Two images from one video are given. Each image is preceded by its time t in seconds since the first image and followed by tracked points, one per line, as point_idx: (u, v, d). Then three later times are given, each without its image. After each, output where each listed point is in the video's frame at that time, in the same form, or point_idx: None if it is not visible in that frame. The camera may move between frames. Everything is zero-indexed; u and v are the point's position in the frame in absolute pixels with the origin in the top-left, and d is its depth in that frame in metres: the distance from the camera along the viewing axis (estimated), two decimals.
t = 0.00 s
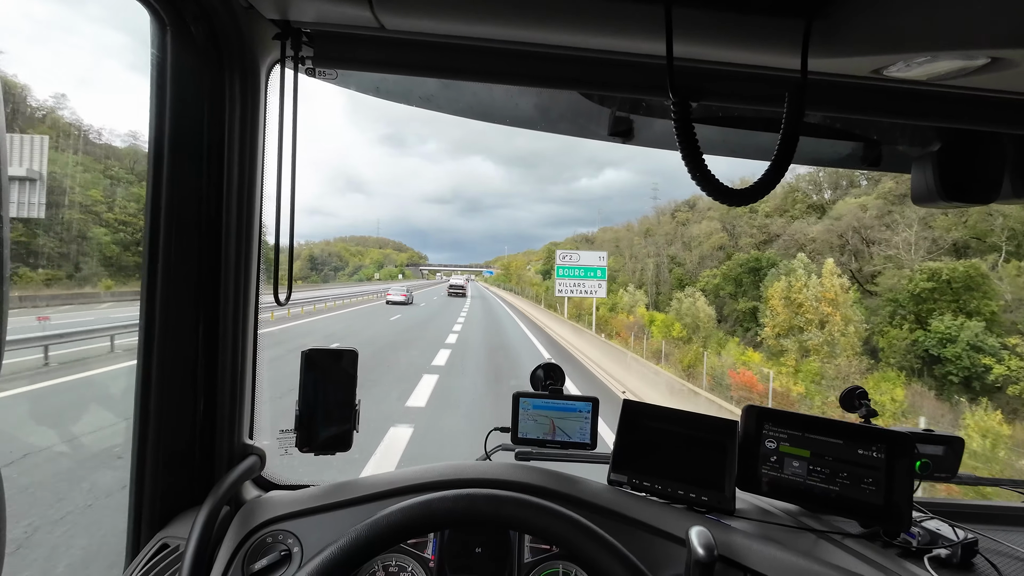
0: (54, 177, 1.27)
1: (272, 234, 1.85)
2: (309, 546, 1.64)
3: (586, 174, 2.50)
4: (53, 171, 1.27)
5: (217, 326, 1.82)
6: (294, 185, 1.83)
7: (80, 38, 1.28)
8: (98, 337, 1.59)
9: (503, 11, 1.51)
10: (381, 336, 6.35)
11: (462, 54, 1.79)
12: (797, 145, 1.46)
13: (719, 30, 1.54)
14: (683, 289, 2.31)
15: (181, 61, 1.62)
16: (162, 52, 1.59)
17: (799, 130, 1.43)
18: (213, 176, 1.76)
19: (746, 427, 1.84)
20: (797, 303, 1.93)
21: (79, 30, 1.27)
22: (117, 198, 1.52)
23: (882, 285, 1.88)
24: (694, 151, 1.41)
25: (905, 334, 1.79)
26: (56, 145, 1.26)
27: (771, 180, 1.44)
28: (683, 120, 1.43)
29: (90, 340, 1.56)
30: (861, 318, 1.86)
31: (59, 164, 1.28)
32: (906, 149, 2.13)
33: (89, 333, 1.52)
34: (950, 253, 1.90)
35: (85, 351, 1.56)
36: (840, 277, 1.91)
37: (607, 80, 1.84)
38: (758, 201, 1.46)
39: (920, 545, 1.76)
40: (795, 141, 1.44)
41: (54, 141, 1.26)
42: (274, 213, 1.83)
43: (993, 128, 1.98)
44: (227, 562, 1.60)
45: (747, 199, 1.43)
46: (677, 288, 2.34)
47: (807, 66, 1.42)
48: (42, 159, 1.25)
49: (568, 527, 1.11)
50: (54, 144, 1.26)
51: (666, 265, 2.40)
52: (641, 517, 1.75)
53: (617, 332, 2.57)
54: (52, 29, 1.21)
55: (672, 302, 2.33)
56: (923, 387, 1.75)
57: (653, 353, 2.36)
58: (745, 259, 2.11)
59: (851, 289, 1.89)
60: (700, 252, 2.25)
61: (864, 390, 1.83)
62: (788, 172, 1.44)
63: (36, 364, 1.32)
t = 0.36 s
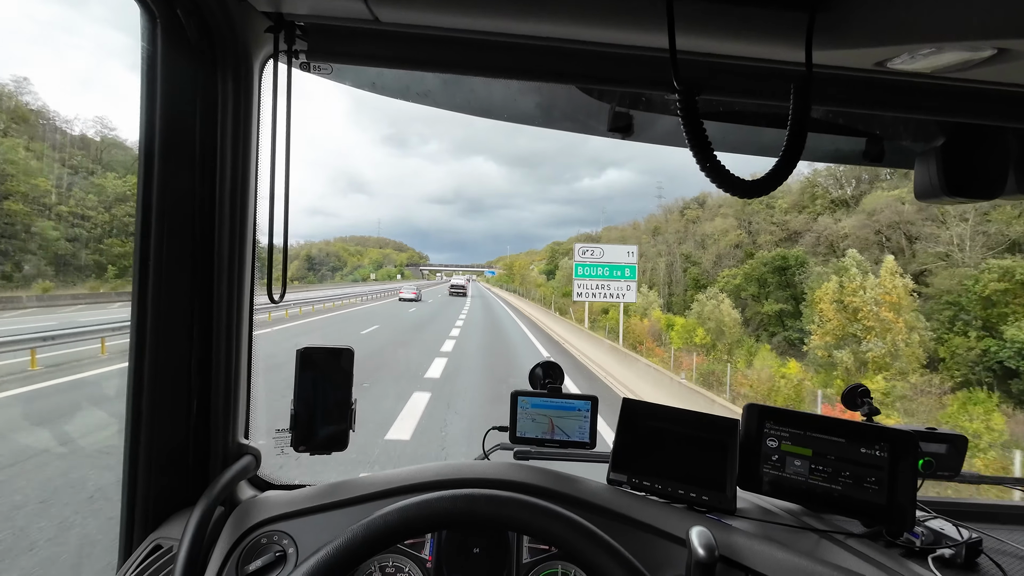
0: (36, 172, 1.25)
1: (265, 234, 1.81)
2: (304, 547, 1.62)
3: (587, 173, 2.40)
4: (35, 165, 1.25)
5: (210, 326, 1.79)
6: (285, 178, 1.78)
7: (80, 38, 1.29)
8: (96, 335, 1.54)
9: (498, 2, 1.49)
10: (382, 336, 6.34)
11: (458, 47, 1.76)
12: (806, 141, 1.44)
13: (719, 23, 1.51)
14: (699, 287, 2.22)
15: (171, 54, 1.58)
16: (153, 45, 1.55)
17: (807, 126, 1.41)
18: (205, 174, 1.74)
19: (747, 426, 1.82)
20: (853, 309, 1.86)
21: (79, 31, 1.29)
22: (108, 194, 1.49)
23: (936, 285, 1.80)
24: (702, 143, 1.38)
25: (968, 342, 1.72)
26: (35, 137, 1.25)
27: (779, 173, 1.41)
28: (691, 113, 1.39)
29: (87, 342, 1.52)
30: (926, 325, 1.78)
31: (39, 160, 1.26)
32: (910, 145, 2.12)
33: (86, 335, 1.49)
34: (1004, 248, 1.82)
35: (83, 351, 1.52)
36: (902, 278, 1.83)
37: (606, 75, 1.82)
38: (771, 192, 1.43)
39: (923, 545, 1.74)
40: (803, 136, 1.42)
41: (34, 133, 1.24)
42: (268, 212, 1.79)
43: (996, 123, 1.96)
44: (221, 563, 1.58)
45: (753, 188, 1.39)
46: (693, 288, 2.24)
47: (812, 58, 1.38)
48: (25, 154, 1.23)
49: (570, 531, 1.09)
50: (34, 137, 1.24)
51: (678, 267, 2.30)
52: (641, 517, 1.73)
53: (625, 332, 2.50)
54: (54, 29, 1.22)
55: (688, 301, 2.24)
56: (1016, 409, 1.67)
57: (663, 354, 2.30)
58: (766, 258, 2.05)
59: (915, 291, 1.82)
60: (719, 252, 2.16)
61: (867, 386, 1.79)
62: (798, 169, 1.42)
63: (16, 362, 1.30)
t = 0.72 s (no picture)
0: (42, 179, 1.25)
1: (266, 237, 1.80)
2: (305, 553, 1.62)
3: (590, 171, 2.43)
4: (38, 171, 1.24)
5: (210, 330, 1.79)
6: (286, 180, 1.77)
7: (80, 38, 1.29)
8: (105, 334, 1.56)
9: (498, 6, 1.48)
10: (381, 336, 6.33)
11: (457, 51, 1.75)
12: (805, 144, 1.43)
13: (720, 25, 1.50)
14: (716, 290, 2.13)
15: (169, 57, 1.58)
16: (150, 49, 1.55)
17: (805, 128, 1.39)
18: (203, 177, 1.73)
19: (748, 431, 1.82)
20: (925, 317, 1.73)
21: (79, 30, 1.29)
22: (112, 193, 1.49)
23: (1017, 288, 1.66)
24: (697, 146, 1.36)
25: None
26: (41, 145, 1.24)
27: (778, 178, 1.39)
28: (687, 116, 1.37)
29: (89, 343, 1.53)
30: (1016, 336, 1.65)
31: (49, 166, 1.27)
32: (912, 147, 2.11)
33: (80, 335, 1.47)
34: None
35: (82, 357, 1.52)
36: (988, 279, 1.69)
37: (606, 77, 1.81)
38: (755, 206, 1.42)
39: (926, 550, 1.72)
40: (801, 139, 1.40)
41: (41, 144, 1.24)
42: (268, 212, 1.78)
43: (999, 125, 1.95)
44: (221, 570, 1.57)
45: (753, 197, 1.38)
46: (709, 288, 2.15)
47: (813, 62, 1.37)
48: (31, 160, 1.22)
49: (572, 537, 1.08)
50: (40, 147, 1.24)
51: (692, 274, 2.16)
52: (641, 522, 1.72)
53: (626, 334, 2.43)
54: (56, 29, 1.22)
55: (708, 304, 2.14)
56: None
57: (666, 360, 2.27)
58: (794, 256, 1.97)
59: (1004, 297, 1.66)
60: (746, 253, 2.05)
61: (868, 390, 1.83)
62: (797, 172, 1.40)
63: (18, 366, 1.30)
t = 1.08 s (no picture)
0: (37, 180, 1.25)
1: (264, 233, 1.80)
2: (306, 549, 1.61)
3: (590, 171, 2.37)
4: (35, 169, 1.24)
5: (211, 327, 1.77)
6: (284, 176, 1.77)
7: (82, 39, 1.29)
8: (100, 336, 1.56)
9: None
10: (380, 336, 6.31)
11: (459, 45, 1.75)
12: (805, 142, 1.42)
13: (723, 20, 1.50)
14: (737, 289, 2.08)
15: (170, 52, 1.57)
16: (151, 44, 1.55)
17: (806, 123, 1.40)
18: (205, 173, 1.72)
19: (749, 426, 1.81)
20: None
21: (81, 32, 1.29)
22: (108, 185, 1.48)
23: None
24: (700, 143, 1.36)
25: None
26: (41, 144, 1.24)
27: (776, 174, 1.40)
28: (690, 117, 1.39)
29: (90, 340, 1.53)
30: None
31: (46, 165, 1.26)
32: (913, 142, 2.10)
33: (79, 335, 1.46)
34: None
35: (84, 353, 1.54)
36: None
37: (608, 72, 1.80)
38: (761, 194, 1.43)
39: (928, 545, 1.73)
40: (803, 135, 1.40)
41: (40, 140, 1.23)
42: (268, 211, 1.77)
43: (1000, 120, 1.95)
44: (223, 565, 1.57)
45: (752, 191, 1.40)
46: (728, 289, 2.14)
47: (816, 55, 1.37)
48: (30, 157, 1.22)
49: (570, 528, 1.08)
50: (38, 143, 1.23)
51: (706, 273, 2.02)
52: (643, 518, 1.72)
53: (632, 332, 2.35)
54: (57, 30, 1.22)
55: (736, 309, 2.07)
56: None
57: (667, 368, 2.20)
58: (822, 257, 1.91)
59: None
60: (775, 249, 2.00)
61: (869, 386, 1.78)
62: (796, 166, 1.41)
63: (17, 365, 1.30)
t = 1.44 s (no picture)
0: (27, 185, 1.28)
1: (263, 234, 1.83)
2: (302, 552, 1.64)
3: (590, 171, 2.33)
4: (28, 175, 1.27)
5: (208, 332, 1.80)
6: (279, 181, 1.79)
7: (82, 39, 1.33)
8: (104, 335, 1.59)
9: (490, 14, 1.51)
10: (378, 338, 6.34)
11: (452, 57, 1.78)
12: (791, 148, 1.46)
13: (709, 33, 1.53)
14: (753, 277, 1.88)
15: (169, 62, 1.60)
16: (149, 58, 1.57)
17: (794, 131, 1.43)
18: (202, 182, 1.75)
19: (740, 429, 1.84)
20: None
21: (80, 31, 1.33)
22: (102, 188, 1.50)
23: None
24: (685, 152, 1.40)
25: None
26: (35, 155, 1.28)
27: (765, 182, 1.42)
28: (675, 121, 1.41)
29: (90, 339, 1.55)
30: None
31: (38, 170, 1.30)
32: (900, 150, 2.12)
33: (76, 335, 1.49)
34: None
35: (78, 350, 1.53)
36: None
37: (598, 83, 1.84)
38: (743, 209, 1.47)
39: (913, 547, 1.76)
40: (789, 143, 1.43)
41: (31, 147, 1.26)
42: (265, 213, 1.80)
43: (985, 129, 1.99)
44: (220, 568, 1.59)
45: (735, 202, 1.43)
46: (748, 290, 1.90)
47: (797, 69, 1.40)
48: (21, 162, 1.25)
49: (558, 530, 1.11)
50: (30, 151, 1.26)
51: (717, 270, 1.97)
52: (634, 521, 1.75)
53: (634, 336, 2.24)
54: (57, 29, 1.26)
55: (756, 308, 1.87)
56: None
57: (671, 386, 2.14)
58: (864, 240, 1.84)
59: None
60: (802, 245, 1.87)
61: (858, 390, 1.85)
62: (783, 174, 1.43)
63: (17, 367, 1.31)
